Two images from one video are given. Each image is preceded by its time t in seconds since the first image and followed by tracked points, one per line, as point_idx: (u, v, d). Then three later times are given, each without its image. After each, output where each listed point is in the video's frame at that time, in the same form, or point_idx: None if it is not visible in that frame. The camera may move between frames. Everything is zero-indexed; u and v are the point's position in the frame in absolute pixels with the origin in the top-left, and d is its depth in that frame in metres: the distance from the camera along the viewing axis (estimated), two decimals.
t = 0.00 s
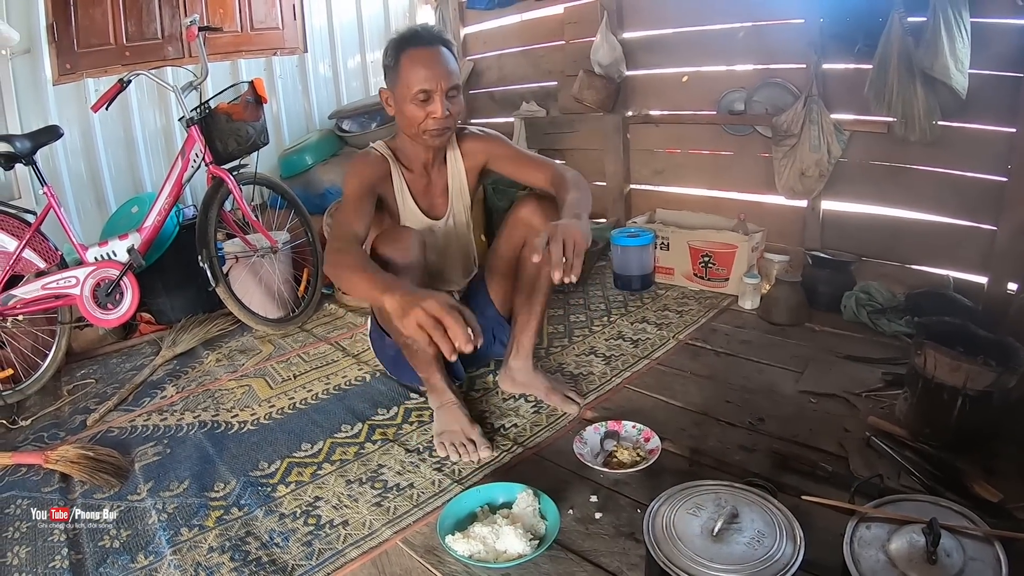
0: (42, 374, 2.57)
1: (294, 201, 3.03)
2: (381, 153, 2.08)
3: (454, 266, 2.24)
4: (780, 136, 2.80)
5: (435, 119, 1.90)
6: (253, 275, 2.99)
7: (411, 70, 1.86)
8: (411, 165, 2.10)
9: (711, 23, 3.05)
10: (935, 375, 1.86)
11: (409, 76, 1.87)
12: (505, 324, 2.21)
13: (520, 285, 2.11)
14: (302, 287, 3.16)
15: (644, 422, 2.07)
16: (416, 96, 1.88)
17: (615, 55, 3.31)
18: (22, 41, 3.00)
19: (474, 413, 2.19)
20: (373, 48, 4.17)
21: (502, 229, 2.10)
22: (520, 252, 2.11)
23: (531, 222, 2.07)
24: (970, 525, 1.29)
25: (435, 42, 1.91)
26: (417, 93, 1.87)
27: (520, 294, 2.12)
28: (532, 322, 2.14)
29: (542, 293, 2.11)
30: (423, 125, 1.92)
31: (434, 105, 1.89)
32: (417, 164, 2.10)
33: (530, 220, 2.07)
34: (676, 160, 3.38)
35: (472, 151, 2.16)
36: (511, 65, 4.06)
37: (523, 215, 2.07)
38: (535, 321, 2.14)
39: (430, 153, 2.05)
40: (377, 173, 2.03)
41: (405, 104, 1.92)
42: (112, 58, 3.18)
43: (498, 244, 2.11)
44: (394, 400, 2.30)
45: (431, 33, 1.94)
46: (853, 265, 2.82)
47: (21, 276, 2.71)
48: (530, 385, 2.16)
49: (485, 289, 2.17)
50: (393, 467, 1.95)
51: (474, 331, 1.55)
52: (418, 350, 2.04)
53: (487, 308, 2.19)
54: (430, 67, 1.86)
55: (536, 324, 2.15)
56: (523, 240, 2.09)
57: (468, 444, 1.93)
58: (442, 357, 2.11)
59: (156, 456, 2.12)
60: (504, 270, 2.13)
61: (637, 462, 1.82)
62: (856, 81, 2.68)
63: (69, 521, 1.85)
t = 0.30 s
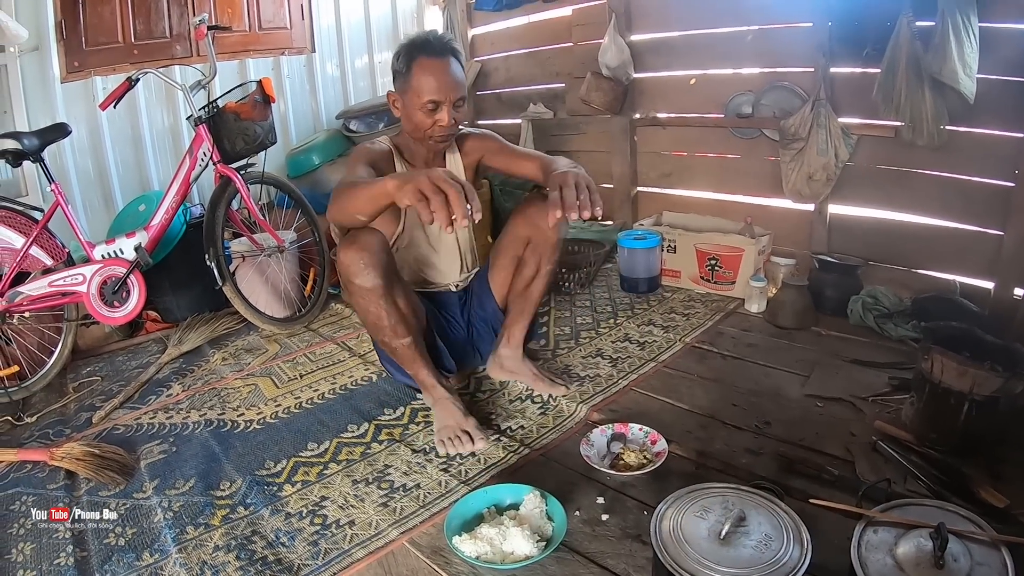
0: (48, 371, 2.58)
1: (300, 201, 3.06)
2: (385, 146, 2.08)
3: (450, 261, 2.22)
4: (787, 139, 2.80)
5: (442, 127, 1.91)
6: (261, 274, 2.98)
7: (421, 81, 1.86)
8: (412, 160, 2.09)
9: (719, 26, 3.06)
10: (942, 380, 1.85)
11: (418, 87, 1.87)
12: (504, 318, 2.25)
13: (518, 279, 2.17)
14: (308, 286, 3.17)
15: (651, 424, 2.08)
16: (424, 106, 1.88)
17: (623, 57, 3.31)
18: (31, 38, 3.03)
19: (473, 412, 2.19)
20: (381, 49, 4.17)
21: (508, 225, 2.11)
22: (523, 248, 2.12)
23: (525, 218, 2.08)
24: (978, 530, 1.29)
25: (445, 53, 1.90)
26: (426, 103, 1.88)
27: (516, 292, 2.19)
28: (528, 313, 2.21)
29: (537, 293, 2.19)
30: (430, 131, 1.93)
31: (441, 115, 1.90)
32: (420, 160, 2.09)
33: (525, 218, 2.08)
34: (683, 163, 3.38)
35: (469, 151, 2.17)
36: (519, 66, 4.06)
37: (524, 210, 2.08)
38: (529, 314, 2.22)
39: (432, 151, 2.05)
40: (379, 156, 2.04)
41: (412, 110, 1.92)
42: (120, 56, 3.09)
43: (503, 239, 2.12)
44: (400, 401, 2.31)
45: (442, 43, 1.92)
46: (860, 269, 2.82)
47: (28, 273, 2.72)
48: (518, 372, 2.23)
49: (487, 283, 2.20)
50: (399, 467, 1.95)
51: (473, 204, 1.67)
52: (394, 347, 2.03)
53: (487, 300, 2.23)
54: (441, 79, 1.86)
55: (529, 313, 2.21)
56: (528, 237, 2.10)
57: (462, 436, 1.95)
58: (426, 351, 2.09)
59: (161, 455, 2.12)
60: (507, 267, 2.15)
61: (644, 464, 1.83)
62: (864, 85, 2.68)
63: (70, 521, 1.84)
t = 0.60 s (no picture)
0: (53, 366, 2.58)
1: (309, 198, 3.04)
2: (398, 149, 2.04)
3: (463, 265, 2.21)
4: (797, 142, 2.79)
5: (461, 129, 1.89)
6: (268, 272, 2.98)
7: (440, 80, 1.84)
8: (426, 162, 2.06)
9: (729, 28, 3.05)
10: (951, 386, 1.84)
11: (437, 86, 1.84)
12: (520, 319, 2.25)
13: (544, 288, 2.18)
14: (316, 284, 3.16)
15: (658, 426, 2.07)
16: (443, 108, 1.86)
17: (632, 58, 3.31)
18: (40, 34, 3.01)
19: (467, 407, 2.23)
20: (390, 47, 4.17)
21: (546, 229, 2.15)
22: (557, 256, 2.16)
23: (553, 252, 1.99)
24: (987, 536, 1.28)
25: (465, 53, 1.89)
26: (445, 104, 1.85)
27: (540, 298, 2.21)
28: (546, 318, 2.25)
29: (561, 302, 2.22)
30: (448, 133, 1.91)
31: (460, 116, 1.88)
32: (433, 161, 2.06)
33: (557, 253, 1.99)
34: (691, 165, 3.38)
35: (484, 160, 2.12)
36: (528, 67, 4.06)
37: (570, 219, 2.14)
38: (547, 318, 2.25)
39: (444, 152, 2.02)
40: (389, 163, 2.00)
41: (430, 110, 1.89)
42: (130, 52, 3.18)
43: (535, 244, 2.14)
44: (407, 400, 2.31)
45: (462, 44, 1.91)
46: (868, 273, 2.81)
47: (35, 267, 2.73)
48: (524, 368, 2.27)
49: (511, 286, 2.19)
50: (406, 466, 1.94)
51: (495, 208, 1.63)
52: (404, 359, 2.04)
53: (511, 303, 2.23)
54: (460, 80, 1.84)
55: (543, 320, 2.25)
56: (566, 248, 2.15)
57: (453, 433, 2.01)
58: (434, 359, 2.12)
59: (167, 451, 2.12)
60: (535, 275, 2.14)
61: (652, 466, 1.82)
62: (874, 89, 2.68)
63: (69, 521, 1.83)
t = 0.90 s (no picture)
0: (58, 361, 2.59)
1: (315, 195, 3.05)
2: (421, 148, 1.97)
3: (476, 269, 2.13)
4: (804, 143, 2.78)
5: (488, 143, 1.74)
6: (274, 269, 2.99)
7: (470, 89, 1.69)
8: (450, 167, 1.97)
9: (736, 29, 3.05)
10: (956, 389, 1.83)
11: (466, 95, 1.69)
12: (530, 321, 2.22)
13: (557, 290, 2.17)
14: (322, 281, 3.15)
15: (662, 426, 2.07)
16: (469, 119, 1.71)
17: (639, 58, 3.30)
18: (48, 29, 3.04)
19: (472, 406, 2.24)
20: (397, 45, 4.17)
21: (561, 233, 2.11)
22: (571, 261, 2.13)
23: (548, 314, 2.00)
24: (992, 539, 1.28)
25: (499, 60, 1.74)
26: (473, 116, 1.71)
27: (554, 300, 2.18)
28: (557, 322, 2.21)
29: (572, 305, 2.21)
30: (474, 145, 1.76)
31: (488, 130, 1.73)
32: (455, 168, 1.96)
33: (550, 313, 2.00)
34: (696, 165, 3.38)
35: (515, 182, 2.01)
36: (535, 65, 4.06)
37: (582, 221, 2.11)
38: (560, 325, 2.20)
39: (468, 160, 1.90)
40: (404, 169, 1.93)
41: (457, 119, 1.75)
42: (135, 49, 3.02)
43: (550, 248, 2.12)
44: (411, 397, 2.31)
45: (497, 49, 1.77)
46: (874, 275, 2.80)
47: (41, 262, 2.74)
48: (528, 369, 2.24)
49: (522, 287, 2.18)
50: (411, 464, 1.95)
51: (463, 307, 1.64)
52: (403, 360, 2.07)
53: (520, 306, 2.20)
54: (491, 90, 1.68)
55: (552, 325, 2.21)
56: (580, 253, 2.12)
57: (457, 432, 2.01)
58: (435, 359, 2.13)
59: (172, 446, 2.12)
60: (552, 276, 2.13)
61: (656, 466, 1.81)
62: (882, 91, 2.68)
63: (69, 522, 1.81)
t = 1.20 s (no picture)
0: (62, 357, 2.60)
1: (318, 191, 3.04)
2: (428, 159, 1.94)
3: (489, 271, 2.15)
4: (807, 143, 2.78)
5: (493, 150, 1.72)
6: (277, 265, 2.99)
7: (477, 94, 1.67)
8: (460, 176, 1.94)
9: (741, 27, 3.05)
10: (959, 390, 1.83)
11: (473, 101, 1.68)
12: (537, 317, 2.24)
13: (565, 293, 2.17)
14: (325, 277, 3.17)
15: (665, 425, 2.07)
16: (476, 126, 1.69)
17: (643, 57, 3.32)
18: (53, 24, 3.02)
19: (475, 403, 2.24)
20: (402, 42, 4.17)
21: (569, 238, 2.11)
22: (579, 265, 2.13)
23: (559, 321, 1.97)
24: (994, 540, 1.28)
25: (508, 65, 1.72)
26: (478, 122, 1.69)
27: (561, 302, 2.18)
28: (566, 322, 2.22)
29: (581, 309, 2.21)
30: (480, 153, 1.75)
31: (495, 136, 1.71)
32: (464, 175, 1.95)
33: (561, 319, 1.98)
34: (700, 164, 3.38)
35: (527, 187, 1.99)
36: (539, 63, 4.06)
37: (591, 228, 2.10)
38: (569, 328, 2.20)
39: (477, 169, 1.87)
40: (417, 196, 1.87)
41: (465, 126, 1.73)
42: (142, 45, 3.24)
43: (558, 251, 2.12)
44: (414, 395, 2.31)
45: (508, 53, 1.75)
46: (878, 275, 2.79)
47: (45, 257, 2.74)
48: (532, 368, 2.23)
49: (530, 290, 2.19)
50: (413, 460, 1.95)
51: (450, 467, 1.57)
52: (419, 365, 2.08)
53: (526, 305, 2.21)
54: (497, 97, 1.67)
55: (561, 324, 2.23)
56: (588, 258, 2.12)
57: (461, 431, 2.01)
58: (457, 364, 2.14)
59: (175, 442, 2.13)
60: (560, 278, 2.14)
61: (658, 465, 1.80)
62: (886, 91, 2.68)
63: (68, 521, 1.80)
